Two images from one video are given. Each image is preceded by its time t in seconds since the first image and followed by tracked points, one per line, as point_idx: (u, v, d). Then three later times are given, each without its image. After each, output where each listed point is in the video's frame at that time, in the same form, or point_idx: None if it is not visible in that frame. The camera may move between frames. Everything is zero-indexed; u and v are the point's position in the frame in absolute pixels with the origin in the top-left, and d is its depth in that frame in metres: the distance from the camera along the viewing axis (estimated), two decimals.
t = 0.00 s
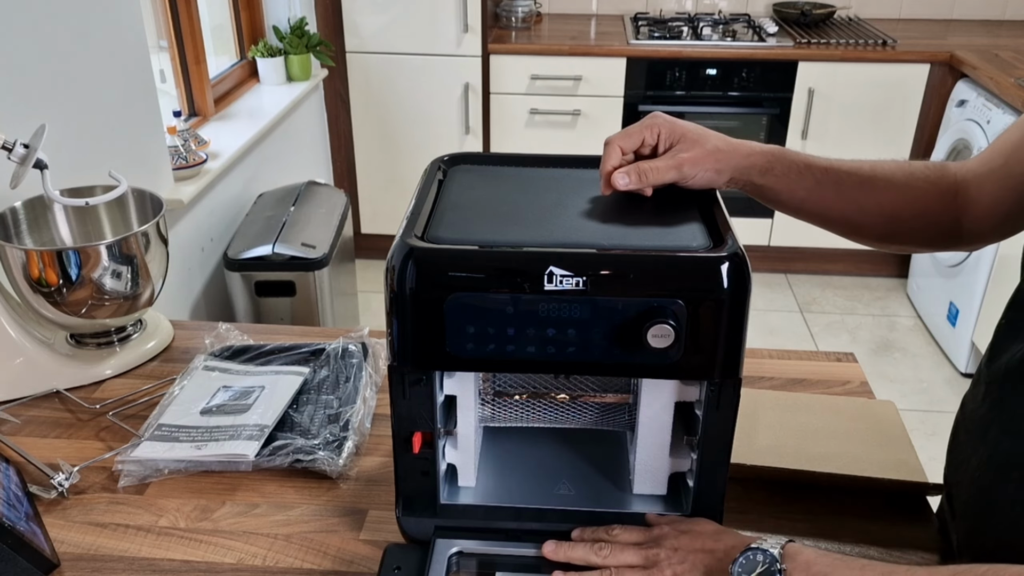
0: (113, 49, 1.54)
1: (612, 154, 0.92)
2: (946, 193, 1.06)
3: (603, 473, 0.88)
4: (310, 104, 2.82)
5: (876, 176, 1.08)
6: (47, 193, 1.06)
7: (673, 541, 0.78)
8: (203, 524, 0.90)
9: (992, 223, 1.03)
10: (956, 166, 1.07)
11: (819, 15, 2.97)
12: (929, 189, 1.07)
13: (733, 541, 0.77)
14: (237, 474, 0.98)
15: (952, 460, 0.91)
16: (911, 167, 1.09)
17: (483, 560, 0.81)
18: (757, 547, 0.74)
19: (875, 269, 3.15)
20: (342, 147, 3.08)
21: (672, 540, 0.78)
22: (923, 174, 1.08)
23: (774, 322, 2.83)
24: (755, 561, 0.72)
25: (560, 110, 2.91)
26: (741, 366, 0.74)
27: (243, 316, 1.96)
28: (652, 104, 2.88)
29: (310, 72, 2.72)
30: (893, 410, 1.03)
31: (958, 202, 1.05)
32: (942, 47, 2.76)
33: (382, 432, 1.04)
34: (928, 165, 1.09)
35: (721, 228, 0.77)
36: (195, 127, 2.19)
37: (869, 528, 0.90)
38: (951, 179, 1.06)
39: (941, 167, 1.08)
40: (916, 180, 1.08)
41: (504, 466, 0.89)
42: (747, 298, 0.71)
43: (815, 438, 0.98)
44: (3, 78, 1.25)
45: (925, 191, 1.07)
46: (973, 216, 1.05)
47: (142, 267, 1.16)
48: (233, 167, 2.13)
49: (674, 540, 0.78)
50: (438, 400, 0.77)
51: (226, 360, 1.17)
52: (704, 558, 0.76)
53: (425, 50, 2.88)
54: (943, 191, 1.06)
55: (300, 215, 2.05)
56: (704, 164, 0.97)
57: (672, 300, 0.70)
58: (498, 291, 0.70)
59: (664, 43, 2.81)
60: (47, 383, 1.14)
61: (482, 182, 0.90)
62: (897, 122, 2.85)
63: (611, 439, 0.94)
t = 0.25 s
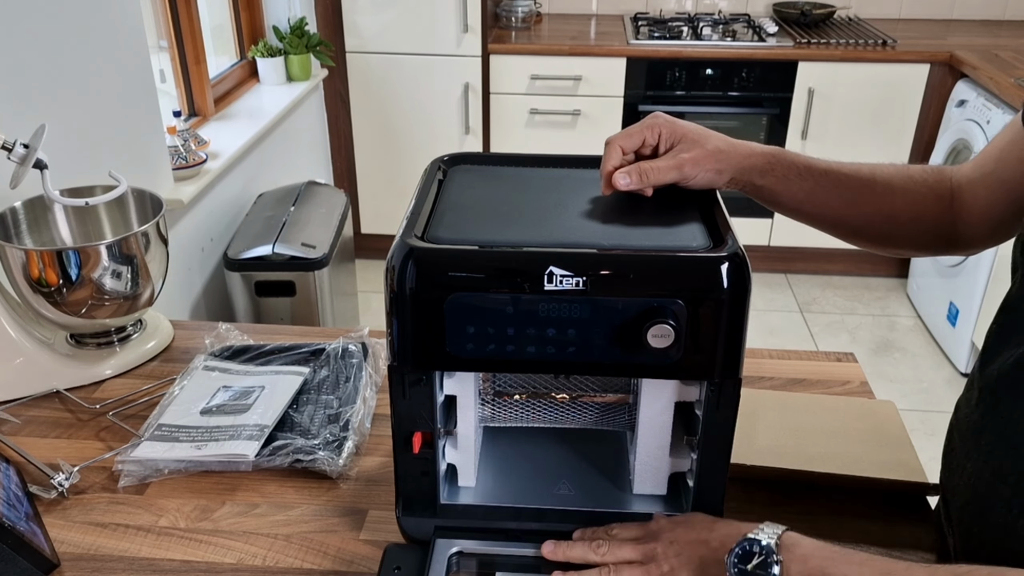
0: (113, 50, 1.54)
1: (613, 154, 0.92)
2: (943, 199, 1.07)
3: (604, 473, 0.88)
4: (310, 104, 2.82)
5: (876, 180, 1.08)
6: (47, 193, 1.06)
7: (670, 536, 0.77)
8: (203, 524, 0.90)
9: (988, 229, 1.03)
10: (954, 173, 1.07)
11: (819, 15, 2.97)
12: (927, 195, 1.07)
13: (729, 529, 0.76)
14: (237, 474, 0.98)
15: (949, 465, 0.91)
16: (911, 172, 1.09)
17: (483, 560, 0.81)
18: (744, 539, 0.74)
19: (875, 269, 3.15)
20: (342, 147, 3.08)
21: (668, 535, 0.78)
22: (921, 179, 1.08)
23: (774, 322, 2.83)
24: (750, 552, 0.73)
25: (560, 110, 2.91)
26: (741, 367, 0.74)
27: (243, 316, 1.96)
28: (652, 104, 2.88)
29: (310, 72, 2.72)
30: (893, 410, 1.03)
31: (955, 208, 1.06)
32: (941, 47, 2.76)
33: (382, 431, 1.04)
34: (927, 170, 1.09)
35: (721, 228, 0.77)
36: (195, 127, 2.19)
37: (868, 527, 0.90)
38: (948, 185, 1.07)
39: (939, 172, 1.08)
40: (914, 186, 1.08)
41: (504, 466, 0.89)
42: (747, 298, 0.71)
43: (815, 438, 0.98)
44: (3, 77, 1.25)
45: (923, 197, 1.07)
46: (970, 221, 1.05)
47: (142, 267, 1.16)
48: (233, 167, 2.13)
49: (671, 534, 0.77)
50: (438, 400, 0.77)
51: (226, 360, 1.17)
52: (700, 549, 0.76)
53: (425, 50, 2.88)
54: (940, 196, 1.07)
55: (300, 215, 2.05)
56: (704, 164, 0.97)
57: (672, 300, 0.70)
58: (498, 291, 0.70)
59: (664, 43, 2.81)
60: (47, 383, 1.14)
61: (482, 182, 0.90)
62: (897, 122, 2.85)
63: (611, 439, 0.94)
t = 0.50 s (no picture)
0: (113, 51, 1.54)
1: (612, 158, 0.92)
2: (946, 178, 1.06)
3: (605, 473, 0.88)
4: (310, 104, 2.82)
5: (876, 168, 1.07)
6: (47, 193, 1.06)
7: (649, 526, 0.72)
8: (203, 524, 0.90)
9: (994, 205, 1.03)
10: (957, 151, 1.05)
11: (819, 15, 2.97)
12: (929, 176, 1.06)
13: (706, 507, 0.72)
14: (236, 474, 0.98)
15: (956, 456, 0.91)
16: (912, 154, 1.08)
17: (483, 560, 0.81)
18: (725, 539, 0.69)
19: (875, 269, 3.15)
20: (342, 147, 3.08)
21: (645, 522, 0.72)
22: (923, 161, 1.07)
23: (774, 322, 2.83)
24: (738, 550, 0.69)
25: (560, 110, 2.91)
26: (742, 367, 0.74)
27: (243, 316, 1.96)
28: (652, 104, 2.88)
29: (310, 72, 2.72)
30: (893, 410, 1.03)
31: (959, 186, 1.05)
32: (941, 47, 2.76)
33: (382, 432, 1.04)
34: (930, 150, 1.08)
35: (721, 228, 0.77)
36: (195, 127, 2.19)
37: (868, 527, 0.90)
38: (950, 163, 1.06)
39: (940, 150, 1.07)
40: (916, 170, 1.07)
41: (504, 466, 0.89)
42: (747, 298, 0.71)
43: (815, 439, 0.98)
44: (3, 77, 1.25)
45: (925, 180, 1.06)
46: (974, 199, 1.04)
47: (142, 267, 1.16)
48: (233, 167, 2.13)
49: (650, 527, 0.72)
50: (438, 400, 0.77)
51: (226, 361, 1.17)
52: (689, 528, 0.72)
53: (426, 50, 2.88)
54: (943, 176, 1.06)
55: (300, 215, 2.05)
56: (702, 168, 0.97)
57: (672, 300, 0.70)
58: (498, 291, 0.70)
59: (664, 43, 2.81)
60: (47, 383, 1.14)
61: (482, 182, 0.90)
62: (897, 122, 2.85)
63: (612, 439, 0.94)
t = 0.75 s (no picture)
0: (113, 50, 1.54)
1: (613, 161, 0.92)
2: (950, 157, 1.05)
3: (606, 474, 0.88)
4: (310, 104, 2.82)
5: (879, 155, 1.06)
6: (47, 193, 1.06)
7: (643, 552, 0.76)
8: (203, 524, 0.90)
9: (1000, 183, 1.02)
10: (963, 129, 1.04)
11: (819, 15, 2.97)
12: (933, 157, 1.06)
13: (699, 532, 0.75)
14: (236, 474, 0.98)
15: (999, 458, 0.97)
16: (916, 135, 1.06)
17: (483, 560, 0.81)
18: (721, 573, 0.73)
19: (875, 269, 3.15)
20: (342, 147, 3.08)
21: (638, 548, 0.76)
22: (927, 142, 1.06)
23: (774, 322, 2.83)
24: None
25: (560, 110, 2.91)
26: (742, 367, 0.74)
27: (243, 316, 1.96)
28: (652, 104, 2.88)
29: (310, 72, 2.72)
30: (894, 410, 1.03)
31: (964, 165, 1.04)
32: (941, 47, 2.76)
33: (382, 432, 1.04)
34: (934, 126, 1.06)
35: (721, 228, 0.77)
36: (195, 127, 2.19)
37: (868, 527, 0.90)
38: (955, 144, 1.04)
39: (943, 126, 1.06)
40: (920, 153, 1.06)
41: (504, 466, 0.89)
42: (747, 298, 0.71)
43: (814, 438, 0.98)
44: (3, 77, 1.25)
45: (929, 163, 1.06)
46: (981, 177, 1.03)
47: (142, 267, 1.16)
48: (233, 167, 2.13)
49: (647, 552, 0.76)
50: (438, 400, 0.77)
51: (226, 360, 1.17)
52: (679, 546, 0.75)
53: (426, 50, 2.88)
54: (947, 156, 1.05)
55: (300, 215, 2.05)
56: (702, 173, 0.98)
57: (672, 300, 0.70)
58: (498, 291, 0.70)
59: (664, 43, 2.81)
60: (47, 383, 1.14)
61: (483, 182, 0.90)
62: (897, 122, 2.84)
63: (612, 439, 0.94)
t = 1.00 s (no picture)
0: (113, 50, 1.54)
1: (613, 158, 0.93)
2: (956, 143, 1.03)
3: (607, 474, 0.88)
4: (310, 104, 2.82)
5: (882, 145, 1.04)
6: (47, 193, 1.06)
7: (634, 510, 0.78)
8: (203, 524, 0.90)
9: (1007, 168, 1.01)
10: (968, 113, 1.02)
11: (820, 15, 2.97)
12: (939, 144, 1.04)
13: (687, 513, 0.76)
14: (236, 474, 0.98)
15: None
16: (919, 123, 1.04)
17: (483, 560, 0.81)
18: (699, 559, 0.74)
19: (875, 269, 3.15)
20: (342, 147, 3.08)
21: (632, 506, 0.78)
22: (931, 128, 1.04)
23: (774, 322, 2.83)
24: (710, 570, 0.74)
25: (560, 110, 2.91)
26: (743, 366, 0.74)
27: (243, 316, 1.96)
28: (652, 104, 2.88)
29: (310, 72, 2.72)
30: (894, 410, 1.03)
31: (971, 149, 1.03)
32: (942, 47, 2.76)
33: (382, 432, 1.04)
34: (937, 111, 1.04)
35: (721, 228, 0.77)
36: (195, 127, 2.19)
37: (868, 528, 0.90)
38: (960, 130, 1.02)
39: (947, 110, 1.03)
40: (924, 141, 1.04)
41: (504, 467, 0.89)
42: (747, 298, 0.71)
43: (814, 438, 0.98)
44: (3, 76, 1.25)
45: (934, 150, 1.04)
46: (988, 162, 1.02)
47: (142, 268, 1.16)
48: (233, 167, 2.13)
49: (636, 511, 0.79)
50: (438, 400, 0.77)
51: (226, 360, 1.17)
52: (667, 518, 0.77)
53: (426, 50, 2.88)
54: (953, 141, 1.03)
55: (300, 215, 2.05)
56: (702, 170, 0.97)
57: (672, 300, 0.70)
58: (498, 291, 0.70)
59: (664, 43, 2.81)
60: (47, 383, 1.14)
61: (483, 182, 0.90)
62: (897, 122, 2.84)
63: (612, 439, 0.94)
